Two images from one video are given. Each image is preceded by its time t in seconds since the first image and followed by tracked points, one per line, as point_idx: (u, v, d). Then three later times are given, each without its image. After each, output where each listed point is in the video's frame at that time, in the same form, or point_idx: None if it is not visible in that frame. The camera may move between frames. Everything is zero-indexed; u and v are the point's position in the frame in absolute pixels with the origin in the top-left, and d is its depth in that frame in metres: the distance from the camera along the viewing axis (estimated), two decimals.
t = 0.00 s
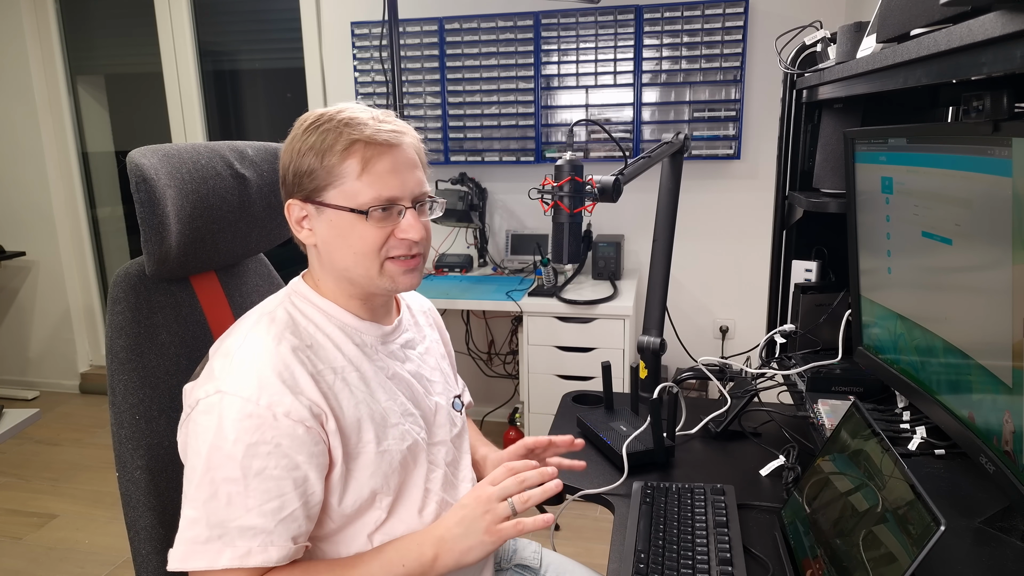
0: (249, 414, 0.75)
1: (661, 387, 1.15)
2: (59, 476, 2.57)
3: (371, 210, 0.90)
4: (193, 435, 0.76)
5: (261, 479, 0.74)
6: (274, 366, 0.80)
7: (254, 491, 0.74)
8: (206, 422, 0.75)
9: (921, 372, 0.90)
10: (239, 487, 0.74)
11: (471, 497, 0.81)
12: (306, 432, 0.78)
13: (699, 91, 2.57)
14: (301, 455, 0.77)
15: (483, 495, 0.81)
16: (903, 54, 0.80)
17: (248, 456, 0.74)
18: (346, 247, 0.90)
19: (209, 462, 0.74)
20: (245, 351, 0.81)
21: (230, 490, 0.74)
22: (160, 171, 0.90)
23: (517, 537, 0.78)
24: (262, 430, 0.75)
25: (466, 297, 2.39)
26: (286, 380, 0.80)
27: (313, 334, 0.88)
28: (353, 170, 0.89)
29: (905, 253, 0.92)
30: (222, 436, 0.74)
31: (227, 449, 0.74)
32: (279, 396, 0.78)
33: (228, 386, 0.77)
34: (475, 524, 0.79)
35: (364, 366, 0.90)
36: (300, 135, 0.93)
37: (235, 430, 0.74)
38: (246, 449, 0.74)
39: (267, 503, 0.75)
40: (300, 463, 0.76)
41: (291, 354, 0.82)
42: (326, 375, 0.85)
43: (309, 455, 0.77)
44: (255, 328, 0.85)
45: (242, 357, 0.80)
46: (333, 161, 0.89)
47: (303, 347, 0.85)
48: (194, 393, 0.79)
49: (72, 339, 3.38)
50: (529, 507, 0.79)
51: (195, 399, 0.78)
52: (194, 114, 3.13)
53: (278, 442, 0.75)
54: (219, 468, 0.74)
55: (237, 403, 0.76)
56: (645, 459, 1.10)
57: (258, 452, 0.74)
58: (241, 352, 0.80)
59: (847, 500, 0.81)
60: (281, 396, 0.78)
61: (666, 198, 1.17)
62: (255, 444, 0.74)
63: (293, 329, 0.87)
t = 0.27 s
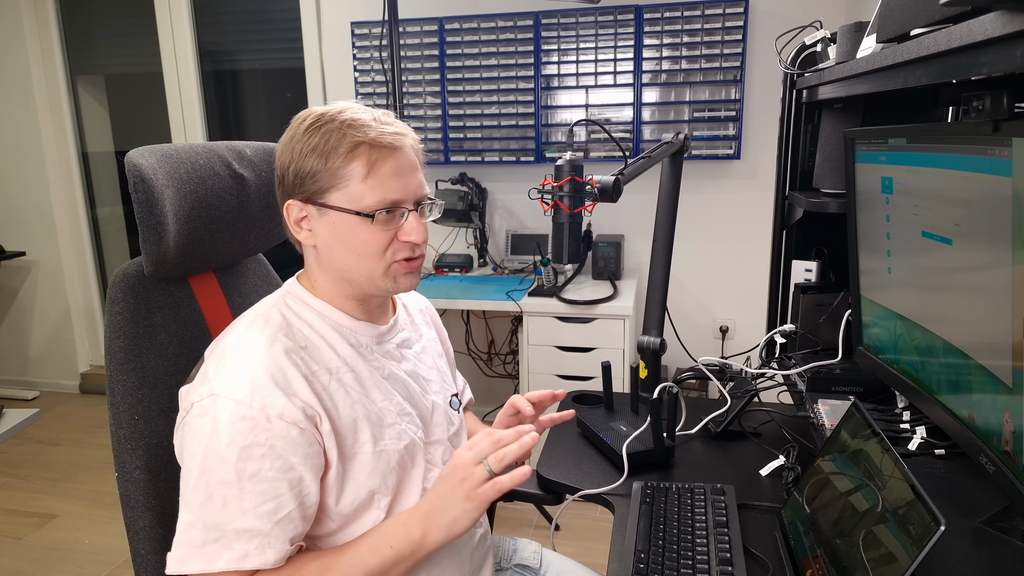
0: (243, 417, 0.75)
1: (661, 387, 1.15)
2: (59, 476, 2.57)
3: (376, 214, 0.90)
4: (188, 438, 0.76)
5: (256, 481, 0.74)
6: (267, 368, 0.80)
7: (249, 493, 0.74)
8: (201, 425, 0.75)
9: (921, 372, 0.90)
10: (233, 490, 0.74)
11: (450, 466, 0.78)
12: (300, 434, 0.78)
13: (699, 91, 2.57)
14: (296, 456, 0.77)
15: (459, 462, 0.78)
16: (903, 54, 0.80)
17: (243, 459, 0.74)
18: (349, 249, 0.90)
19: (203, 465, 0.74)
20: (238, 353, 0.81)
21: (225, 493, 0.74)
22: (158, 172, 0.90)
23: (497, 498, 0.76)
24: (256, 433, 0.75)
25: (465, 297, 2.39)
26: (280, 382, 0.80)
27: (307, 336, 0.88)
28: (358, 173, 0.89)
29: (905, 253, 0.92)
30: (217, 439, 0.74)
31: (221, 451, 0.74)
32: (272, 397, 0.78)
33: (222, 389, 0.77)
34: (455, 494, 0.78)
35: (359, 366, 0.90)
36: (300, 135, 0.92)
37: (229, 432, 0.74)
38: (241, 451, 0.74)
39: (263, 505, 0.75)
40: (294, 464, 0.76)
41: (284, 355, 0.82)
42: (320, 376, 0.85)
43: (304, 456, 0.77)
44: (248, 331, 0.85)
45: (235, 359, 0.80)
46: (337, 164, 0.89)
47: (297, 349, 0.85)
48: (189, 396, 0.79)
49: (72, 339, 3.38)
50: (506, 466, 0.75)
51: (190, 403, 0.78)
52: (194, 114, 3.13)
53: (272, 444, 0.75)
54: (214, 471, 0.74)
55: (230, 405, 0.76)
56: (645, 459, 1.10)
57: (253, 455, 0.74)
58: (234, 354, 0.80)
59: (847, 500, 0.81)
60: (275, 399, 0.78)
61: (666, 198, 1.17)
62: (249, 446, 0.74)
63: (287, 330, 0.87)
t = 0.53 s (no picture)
0: (243, 421, 0.75)
1: (661, 387, 1.15)
2: (58, 476, 2.57)
3: (392, 202, 0.91)
4: (187, 441, 0.76)
5: (255, 486, 0.74)
6: (268, 371, 0.80)
7: (247, 498, 0.74)
8: (200, 428, 0.75)
9: (922, 372, 0.90)
10: (232, 494, 0.74)
11: (461, 504, 0.79)
12: (301, 438, 0.78)
13: (699, 91, 2.57)
14: (296, 461, 0.77)
15: (473, 502, 0.78)
16: (903, 54, 0.80)
17: (242, 463, 0.74)
18: (363, 240, 0.90)
19: (202, 469, 0.74)
20: (238, 356, 0.81)
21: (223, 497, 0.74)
22: (158, 172, 0.90)
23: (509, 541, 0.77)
24: (256, 437, 0.75)
25: (466, 297, 2.39)
26: (281, 385, 0.80)
27: (308, 338, 0.88)
28: (371, 163, 0.90)
29: (905, 253, 0.92)
30: (216, 442, 0.74)
31: (220, 455, 0.74)
32: (273, 401, 0.78)
33: (222, 392, 0.77)
34: (467, 533, 0.77)
35: (360, 368, 0.89)
36: (304, 132, 0.92)
37: (229, 436, 0.74)
38: (240, 456, 0.74)
39: (261, 510, 0.75)
40: (294, 469, 0.76)
41: (285, 358, 0.82)
42: (321, 379, 0.85)
43: (303, 460, 0.77)
44: (248, 333, 0.85)
45: (235, 362, 0.80)
46: (350, 155, 0.89)
47: (298, 351, 0.85)
48: (189, 399, 0.79)
49: (72, 339, 3.38)
50: (521, 510, 0.77)
51: (190, 405, 0.78)
52: (194, 114, 3.13)
53: (273, 448, 0.75)
54: (213, 475, 0.74)
55: (230, 409, 0.76)
56: (644, 459, 1.10)
57: (252, 459, 0.74)
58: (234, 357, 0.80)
59: (847, 500, 0.81)
60: (275, 402, 0.78)
61: (666, 198, 1.17)
62: (249, 450, 0.74)
63: (288, 332, 0.87)
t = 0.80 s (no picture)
0: (250, 403, 0.75)
1: (661, 387, 1.15)
2: (59, 476, 2.57)
3: (364, 206, 0.89)
4: (196, 430, 0.75)
5: (269, 466, 0.74)
6: (270, 357, 0.80)
7: (263, 478, 0.73)
8: (206, 417, 0.75)
9: (921, 372, 0.90)
10: (248, 476, 0.73)
11: (477, 455, 0.76)
12: (307, 419, 0.78)
13: (699, 91, 2.57)
14: (304, 440, 0.77)
15: (489, 447, 0.76)
16: (903, 54, 0.80)
17: (254, 444, 0.73)
18: (335, 240, 0.90)
19: (214, 455, 0.73)
20: (239, 346, 0.81)
21: (239, 479, 0.73)
22: (157, 171, 0.90)
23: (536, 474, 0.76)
24: (264, 417, 0.75)
25: (466, 297, 2.39)
26: (283, 369, 0.80)
27: (305, 331, 0.88)
28: (348, 164, 0.89)
29: (905, 253, 0.92)
30: (225, 428, 0.74)
31: (231, 439, 0.73)
32: (277, 384, 0.78)
33: (225, 379, 0.77)
34: (492, 479, 0.76)
35: (357, 360, 0.90)
36: (297, 127, 0.93)
37: (237, 419, 0.74)
38: (251, 437, 0.73)
39: (278, 489, 0.74)
40: (303, 447, 0.76)
41: (285, 345, 0.83)
42: (320, 368, 0.85)
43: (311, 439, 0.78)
44: (247, 324, 0.85)
45: (237, 350, 0.80)
46: (329, 154, 0.89)
47: (297, 341, 0.86)
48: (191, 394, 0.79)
49: (72, 339, 3.38)
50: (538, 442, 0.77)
51: (193, 399, 0.78)
52: (194, 114, 3.13)
53: (281, 427, 0.76)
54: (225, 460, 0.73)
55: (235, 393, 0.75)
56: (644, 459, 1.10)
57: (263, 439, 0.74)
58: (234, 346, 0.81)
59: (847, 500, 0.81)
60: (279, 385, 0.78)
61: (666, 198, 1.17)
62: (259, 431, 0.74)
63: (286, 324, 0.87)
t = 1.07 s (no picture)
0: (266, 385, 0.75)
1: (661, 387, 1.15)
2: (59, 476, 2.57)
3: (359, 209, 0.89)
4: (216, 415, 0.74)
5: (295, 440, 0.74)
6: (277, 346, 0.81)
7: (292, 452, 0.73)
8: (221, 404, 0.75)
9: (922, 372, 0.90)
10: (276, 452, 0.72)
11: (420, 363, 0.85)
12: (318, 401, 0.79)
13: (699, 91, 2.57)
14: (320, 417, 0.78)
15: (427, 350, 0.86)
16: (903, 54, 0.80)
17: (277, 421, 0.74)
18: (333, 241, 0.90)
19: (238, 437, 0.73)
20: (243, 338, 0.81)
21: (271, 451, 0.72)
22: (159, 171, 0.90)
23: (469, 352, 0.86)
24: (282, 396, 0.76)
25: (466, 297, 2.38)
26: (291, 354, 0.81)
27: (309, 328, 0.89)
28: (345, 166, 0.89)
29: (905, 253, 0.92)
30: (244, 411, 0.74)
31: (253, 420, 0.73)
32: (288, 368, 0.79)
33: (235, 367, 0.77)
34: (443, 374, 0.84)
35: (360, 357, 0.91)
36: (303, 127, 0.93)
37: (256, 401, 0.74)
38: (273, 415, 0.74)
39: (308, 460, 0.73)
40: (321, 424, 0.77)
41: (289, 335, 0.84)
42: (325, 362, 0.87)
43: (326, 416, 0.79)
44: (250, 319, 0.85)
45: (245, 339, 0.81)
46: (328, 155, 0.89)
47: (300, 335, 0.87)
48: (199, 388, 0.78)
49: (72, 339, 3.38)
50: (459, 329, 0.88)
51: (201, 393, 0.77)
52: (194, 114, 3.13)
53: (299, 406, 0.76)
54: (250, 440, 0.73)
55: (249, 378, 0.76)
56: (644, 459, 1.10)
57: (284, 417, 0.74)
58: (240, 337, 0.81)
59: (847, 500, 0.81)
60: (290, 369, 0.79)
61: (666, 198, 1.17)
62: (280, 410, 0.75)
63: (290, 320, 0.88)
